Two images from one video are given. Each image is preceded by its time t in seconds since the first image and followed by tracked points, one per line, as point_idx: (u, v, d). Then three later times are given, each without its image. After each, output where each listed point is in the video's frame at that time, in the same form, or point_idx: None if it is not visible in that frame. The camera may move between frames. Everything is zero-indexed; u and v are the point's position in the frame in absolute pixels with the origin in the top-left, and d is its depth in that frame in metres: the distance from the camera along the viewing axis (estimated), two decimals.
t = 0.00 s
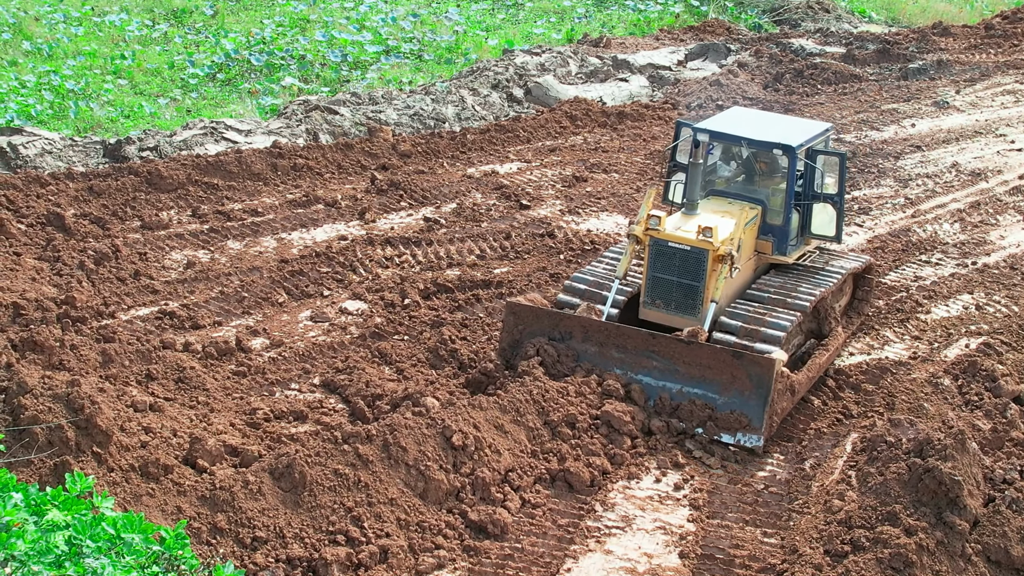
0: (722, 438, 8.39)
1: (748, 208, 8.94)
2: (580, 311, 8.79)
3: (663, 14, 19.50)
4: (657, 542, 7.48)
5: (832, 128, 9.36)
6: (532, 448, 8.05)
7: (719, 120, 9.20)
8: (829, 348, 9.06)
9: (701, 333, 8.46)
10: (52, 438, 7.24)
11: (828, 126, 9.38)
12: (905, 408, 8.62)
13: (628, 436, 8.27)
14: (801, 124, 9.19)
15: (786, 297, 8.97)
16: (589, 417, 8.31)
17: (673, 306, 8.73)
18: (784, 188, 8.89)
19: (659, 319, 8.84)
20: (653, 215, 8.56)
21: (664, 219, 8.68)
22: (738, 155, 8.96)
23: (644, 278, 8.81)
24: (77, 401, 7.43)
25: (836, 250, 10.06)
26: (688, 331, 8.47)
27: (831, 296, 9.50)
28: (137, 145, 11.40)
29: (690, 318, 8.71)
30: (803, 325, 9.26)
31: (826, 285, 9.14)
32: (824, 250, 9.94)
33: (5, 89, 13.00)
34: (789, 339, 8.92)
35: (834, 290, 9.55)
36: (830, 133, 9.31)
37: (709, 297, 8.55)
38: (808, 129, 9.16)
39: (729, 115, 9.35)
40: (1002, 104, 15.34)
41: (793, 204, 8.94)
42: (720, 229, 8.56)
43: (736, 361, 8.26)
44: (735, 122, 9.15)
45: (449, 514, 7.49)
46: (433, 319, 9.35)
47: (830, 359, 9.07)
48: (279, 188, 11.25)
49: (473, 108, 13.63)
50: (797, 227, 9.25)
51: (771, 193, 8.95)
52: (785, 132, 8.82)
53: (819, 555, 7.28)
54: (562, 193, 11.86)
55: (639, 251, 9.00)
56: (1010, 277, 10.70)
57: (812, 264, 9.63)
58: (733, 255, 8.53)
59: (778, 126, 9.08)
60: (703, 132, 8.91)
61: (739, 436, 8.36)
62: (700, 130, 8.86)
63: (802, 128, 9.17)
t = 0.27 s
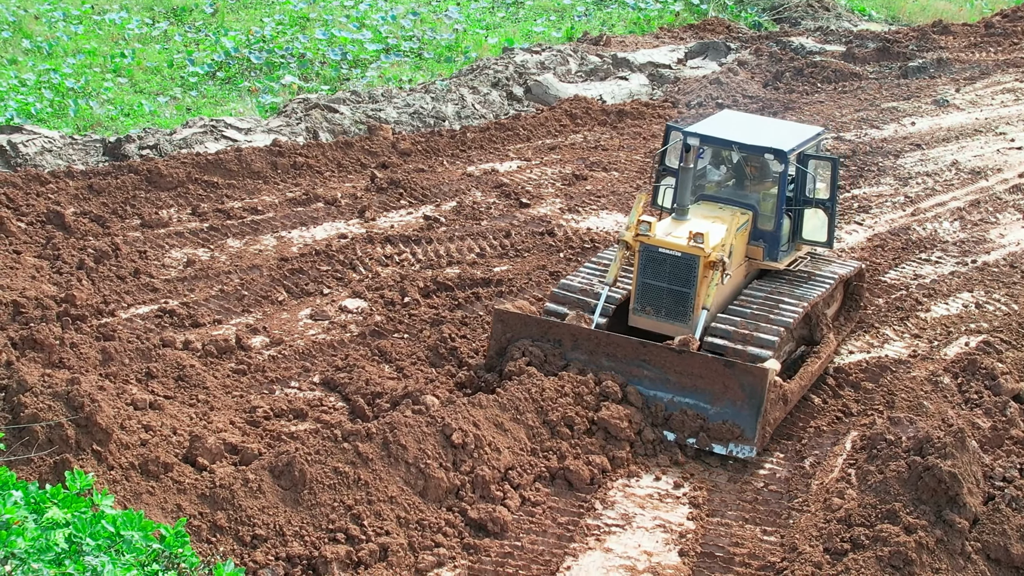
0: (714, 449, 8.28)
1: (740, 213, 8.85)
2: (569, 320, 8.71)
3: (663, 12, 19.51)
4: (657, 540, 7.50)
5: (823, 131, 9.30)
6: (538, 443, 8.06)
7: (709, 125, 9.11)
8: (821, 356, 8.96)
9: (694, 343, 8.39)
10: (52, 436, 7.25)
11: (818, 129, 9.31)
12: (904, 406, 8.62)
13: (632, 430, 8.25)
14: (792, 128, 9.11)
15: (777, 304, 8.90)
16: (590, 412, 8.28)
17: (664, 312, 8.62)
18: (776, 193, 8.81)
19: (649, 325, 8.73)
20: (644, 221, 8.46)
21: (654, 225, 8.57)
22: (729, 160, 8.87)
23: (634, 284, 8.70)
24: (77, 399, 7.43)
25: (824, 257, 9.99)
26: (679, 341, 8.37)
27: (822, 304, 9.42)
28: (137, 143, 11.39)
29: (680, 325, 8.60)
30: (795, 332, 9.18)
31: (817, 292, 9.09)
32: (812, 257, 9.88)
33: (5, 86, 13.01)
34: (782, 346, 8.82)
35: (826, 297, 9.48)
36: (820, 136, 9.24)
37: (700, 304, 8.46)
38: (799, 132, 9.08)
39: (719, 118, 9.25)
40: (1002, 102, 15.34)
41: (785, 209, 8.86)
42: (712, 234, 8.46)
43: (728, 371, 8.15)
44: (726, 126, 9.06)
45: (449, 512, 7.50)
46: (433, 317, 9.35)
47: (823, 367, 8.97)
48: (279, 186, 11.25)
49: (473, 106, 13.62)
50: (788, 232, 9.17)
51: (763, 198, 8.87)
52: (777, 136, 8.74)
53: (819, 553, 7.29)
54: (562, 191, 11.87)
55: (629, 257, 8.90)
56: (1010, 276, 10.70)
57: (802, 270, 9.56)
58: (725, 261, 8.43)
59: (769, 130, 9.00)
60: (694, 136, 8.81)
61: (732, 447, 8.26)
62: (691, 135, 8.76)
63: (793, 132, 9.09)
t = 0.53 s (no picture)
0: (706, 455, 8.14)
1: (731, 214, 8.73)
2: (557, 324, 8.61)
3: (664, 6, 19.50)
4: (658, 533, 7.53)
5: (815, 131, 9.18)
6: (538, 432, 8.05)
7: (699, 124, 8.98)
8: (813, 359, 8.89)
9: (685, 345, 8.29)
10: (52, 429, 7.24)
11: (810, 128, 9.20)
12: (905, 399, 8.62)
13: (633, 421, 8.21)
14: (784, 127, 8.99)
15: (768, 305, 8.78)
16: (589, 406, 8.23)
17: (654, 314, 8.53)
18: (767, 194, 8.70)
19: (639, 328, 8.63)
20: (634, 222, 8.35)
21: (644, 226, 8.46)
22: (719, 160, 8.74)
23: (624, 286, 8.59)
24: (78, 392, 7.42)
25: (815, 258, 9.89)
26: (670, 344, 8.28)
27: (813, 305, 9.35)
28: (138, 136, 11.37)
29: (670, 327, 8.51)
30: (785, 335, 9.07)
31: (809, 292, 9.00)
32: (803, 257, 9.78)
33: (6, 80, 13.00)
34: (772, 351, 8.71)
35: (817, 299, 9.37)
36: (812, 136, 9.12)
37: (691, 306, 8.38)
38: (791, 131, 8.96)
39: (709, 118, 9.12)
40: (1003, 96, 15.34)
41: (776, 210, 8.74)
42: (702, 236, 8.36)
43: (720, 374, 8.06)
44: (716, 125, 8.93)
45: (450, 505, 7.51)
46: (434, 310, 9.35)
47: (815, 370, 8.91)
48: (280, 180, 11.25)
49: (474, 100, 13.60)
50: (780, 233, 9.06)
51: (754, 199, 8.75)
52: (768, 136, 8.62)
53: (819, 546, 7.30)
54: (562, 185, 11.87)
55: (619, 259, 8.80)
56: (1011, 269, 10.70)
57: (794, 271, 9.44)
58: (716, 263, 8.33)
59: (760, 130, 8.88)
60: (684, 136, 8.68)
61: (724, 452, 8.11)
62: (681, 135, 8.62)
63: (784, 131, 8.96)
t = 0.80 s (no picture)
0: (701, 461, 8.06)
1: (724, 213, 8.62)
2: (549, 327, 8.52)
3: None
4: (660, 525, 7.54)
5: (808, 129, 9.10)
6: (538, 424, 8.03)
7: (691, 123, 8.89)
8: (808, 361, 8.79)
9: (678, 349, 8.21)
10: (55, 421, 7.24)
11: (803, 127, 9.11)
12: (908, 392, 8.62)
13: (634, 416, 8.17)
14: (776, 126, 8.91)
15: (762, 307, 8.67)
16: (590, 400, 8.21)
17: (646, 316, 8.42)
18: (761, 192, 8.60)
19: (631, 329, 8.52)
20: (625, 222, 8.25)
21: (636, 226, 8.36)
22: (712, 159, 8.66)
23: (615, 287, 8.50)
24: (80, 384, 7.41)
25: (808, 257, 9.74)
26: (665, 348, 8.20)
27: (808, 306, 9.25)
28: (140, 129, 11.33)
29: (662, 329, 8.40)
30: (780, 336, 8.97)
31: (804, 293, 8.88)
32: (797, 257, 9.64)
33: (8, 73, 13.00)
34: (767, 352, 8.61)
35: (811, 300, 9.26)
36: (805, 135, 9.04)
37: (684, 307, 8.28)
38: (783, 130, 8.86)
39: (701, 117, 9.03)
40: (1007, 89, 15.34)
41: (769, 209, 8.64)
42: (696, 237, 8.26)
43: (715, 379, 7.96)
44: (707, 125, 8.83)
45: (453, 498, 7.52)
46: (436, 303, 9.35)
47: (810, 372, 8.81)
48: (282, 172, 11.25)
49: (477, 92, 13.63)
50: (773, 233, 8.95)
51: (746, 198, 8.63)
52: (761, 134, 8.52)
53: (821, 539, 7.30)
54: (565, 177, 11.88)
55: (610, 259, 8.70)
56: (1014, 262, 10.70)
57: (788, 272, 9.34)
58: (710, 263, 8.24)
59: (753, 129, 8.78)
60: (675, 134, 8.57)
61: (719, 458, 8.04)
62: (672, 133, 8.52)
63: (777, 130, 8.87)
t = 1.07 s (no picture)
0: (696, 463, 7.94)
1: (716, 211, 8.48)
2: (540, 329, 8.40)
3: None
4: (663, 516, 7.55)
5: (801, 125, 8.97)
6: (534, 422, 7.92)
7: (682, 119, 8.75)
8: (804, 360, 8.64)
9: (673, 350, 8.05)
10: (58, 411, 7.24)
11: (796, 123, 8.98)
12: (911, 383, 8.62)
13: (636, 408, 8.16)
14: (769, 122, 8.78)
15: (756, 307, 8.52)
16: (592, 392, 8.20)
17: (639, 316, 8.27)
18: (754, 189, 8.47)
19: (624, 329, 8.38)
20: (617, 219, 8.07)
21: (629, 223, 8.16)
22: (703, 155, 8.53)
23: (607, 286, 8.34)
24: (83, 374, 7.41)
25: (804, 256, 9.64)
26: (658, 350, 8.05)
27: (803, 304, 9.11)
28: (144, 119, 11.35)
29: (656, 329, 8.26)
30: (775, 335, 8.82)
31: (799, 291, 8.74)
32: (793, 254, 9.52)
33: (11, 63, 12.99)
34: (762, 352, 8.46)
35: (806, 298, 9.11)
36: (799, 131, 8.91)
37: (678, 307, 8.12)
38: (777, 127, 8.73)
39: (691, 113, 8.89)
40: (1011, 79, 15.33)
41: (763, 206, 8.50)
42: (690, 234, 8.06)
43: (709, 381, 7.82)
44: (699, 121, 8.68)
45: (456, 489, 7.53)
46: (439, 293, 9.35)
47: (804, 371, 8.66)
48: (286, 162, 11.25)
49: (480, 83, 13.64)
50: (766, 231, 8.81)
51: (740, 195, 8.48)
52: (755, 130, 8.38)
53: (824, 529, 7.31)
54: (569, 167, 11.89)
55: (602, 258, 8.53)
56: (1017, 253, 10.70)
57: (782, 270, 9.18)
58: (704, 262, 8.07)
59: (746, 125, 8.63)
60: (667, 130, 8.41)
61: (715, 460, 7.91)
62: (664, 129, 8.36)
63: (770, 127, 8.73)
